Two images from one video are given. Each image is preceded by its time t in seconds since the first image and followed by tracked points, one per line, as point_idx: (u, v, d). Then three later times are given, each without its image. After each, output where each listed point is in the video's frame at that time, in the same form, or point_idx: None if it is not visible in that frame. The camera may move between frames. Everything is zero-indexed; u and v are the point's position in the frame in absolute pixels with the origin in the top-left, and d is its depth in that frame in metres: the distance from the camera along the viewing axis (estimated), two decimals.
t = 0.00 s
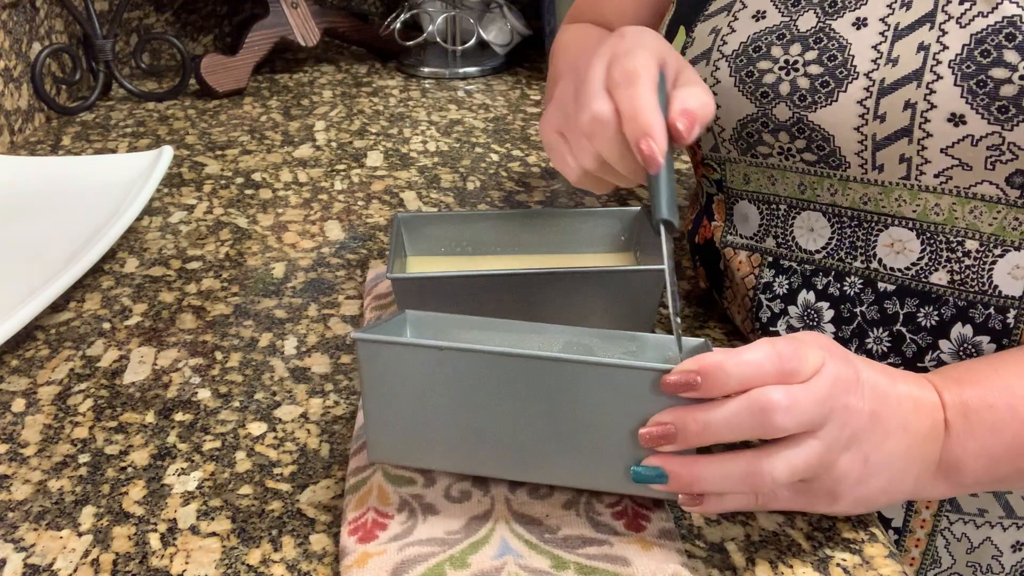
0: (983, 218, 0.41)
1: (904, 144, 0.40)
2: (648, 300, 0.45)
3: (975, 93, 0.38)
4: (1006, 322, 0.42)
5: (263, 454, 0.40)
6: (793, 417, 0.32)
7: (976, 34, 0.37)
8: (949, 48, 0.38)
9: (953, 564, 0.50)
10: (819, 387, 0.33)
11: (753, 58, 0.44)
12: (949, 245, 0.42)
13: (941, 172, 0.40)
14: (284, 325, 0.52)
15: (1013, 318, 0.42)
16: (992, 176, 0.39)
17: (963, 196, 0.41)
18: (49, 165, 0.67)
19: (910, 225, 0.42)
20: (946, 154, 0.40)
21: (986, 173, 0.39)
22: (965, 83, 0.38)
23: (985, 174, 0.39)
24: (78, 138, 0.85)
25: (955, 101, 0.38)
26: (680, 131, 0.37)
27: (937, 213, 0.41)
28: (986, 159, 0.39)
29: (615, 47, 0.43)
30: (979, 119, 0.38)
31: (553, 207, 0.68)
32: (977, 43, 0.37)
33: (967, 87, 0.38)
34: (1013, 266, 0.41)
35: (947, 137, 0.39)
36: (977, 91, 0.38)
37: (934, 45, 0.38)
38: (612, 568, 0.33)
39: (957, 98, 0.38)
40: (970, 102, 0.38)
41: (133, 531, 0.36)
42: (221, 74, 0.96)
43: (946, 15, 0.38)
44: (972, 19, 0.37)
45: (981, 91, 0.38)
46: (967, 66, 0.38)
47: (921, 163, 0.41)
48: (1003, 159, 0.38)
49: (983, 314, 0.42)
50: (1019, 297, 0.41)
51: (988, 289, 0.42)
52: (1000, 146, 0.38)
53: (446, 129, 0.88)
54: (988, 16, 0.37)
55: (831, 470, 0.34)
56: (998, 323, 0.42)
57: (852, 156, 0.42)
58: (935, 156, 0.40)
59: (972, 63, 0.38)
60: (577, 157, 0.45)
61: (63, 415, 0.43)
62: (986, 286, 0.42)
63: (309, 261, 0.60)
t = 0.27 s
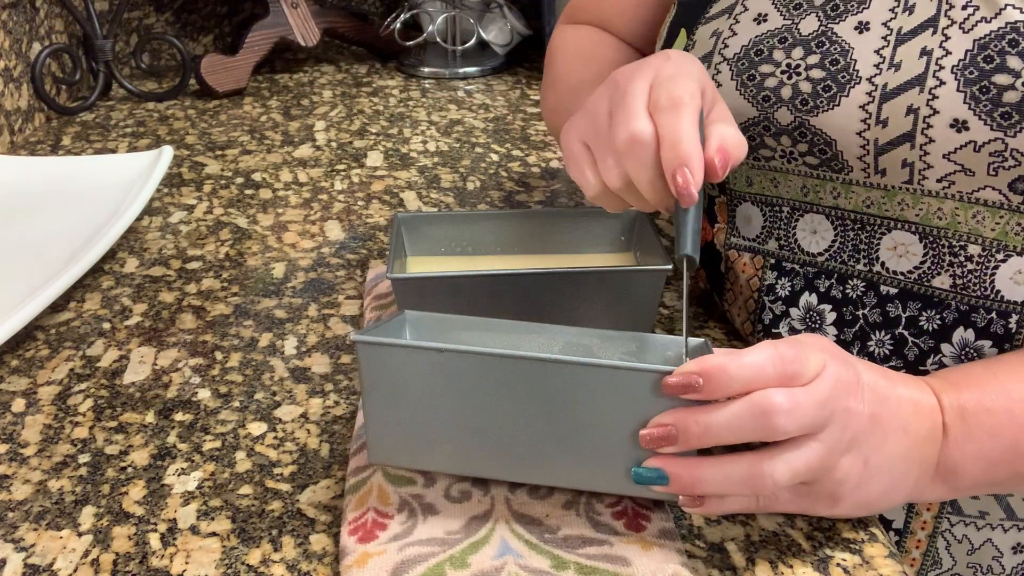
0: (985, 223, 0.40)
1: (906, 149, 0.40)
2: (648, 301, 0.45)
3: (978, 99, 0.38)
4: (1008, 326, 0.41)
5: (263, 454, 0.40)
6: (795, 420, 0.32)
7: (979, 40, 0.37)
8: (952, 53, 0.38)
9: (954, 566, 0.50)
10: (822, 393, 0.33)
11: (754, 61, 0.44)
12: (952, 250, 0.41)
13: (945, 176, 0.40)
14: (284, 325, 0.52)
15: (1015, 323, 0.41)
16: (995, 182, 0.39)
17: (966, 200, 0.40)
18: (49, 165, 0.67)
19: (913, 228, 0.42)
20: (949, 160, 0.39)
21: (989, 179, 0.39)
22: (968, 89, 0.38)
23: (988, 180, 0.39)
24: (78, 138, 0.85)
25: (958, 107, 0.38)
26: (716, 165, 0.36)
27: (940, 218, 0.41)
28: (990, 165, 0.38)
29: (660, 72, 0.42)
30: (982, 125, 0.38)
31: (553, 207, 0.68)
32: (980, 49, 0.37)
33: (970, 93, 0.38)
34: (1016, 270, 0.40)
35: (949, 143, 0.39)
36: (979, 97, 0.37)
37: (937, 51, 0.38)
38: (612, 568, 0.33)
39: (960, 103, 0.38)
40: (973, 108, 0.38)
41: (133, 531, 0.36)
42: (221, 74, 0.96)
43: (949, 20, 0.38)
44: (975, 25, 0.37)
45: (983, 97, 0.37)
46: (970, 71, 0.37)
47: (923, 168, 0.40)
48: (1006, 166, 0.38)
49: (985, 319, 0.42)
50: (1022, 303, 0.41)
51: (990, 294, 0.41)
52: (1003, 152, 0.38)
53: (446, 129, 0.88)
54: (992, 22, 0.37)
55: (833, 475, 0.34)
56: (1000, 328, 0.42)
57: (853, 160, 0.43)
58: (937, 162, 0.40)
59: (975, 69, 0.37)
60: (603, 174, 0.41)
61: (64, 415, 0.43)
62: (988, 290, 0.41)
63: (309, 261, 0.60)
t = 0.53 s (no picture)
0: (986, 227, 0.40)
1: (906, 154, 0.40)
2: (647, 301, 0.45)
3: (979, 104, 0.37)
4: (1008, 330, 0.41)
5: (263, 454, 0.40)
6: (795, 419, 0.32)
7: (980, 45, 0.37)
8: (953, 58, 0.38)
9: (954, 567, 0.50)
10: (823, 392, 0.33)
11: (753, 64, 0.44)
12: (952, 253, 0.41)
13: (946, 181, 0.40)
14: (284, 325, 0.52)
15: (1015, 327, 0.41)
16: (996, 186, 0.39)
17: (967, 204, 0.40)
18: (49, 165, 0.67)
19: (913, 232, 0.42)
20: (950, 164, 0.39)
21: (990, 183, 0.39)
22: (968, 94, 0.37)
23: (989, 184, 0.39)
24: (78, 138, 0.85)
25: (958, 112, 0.38)
26: (728, 181, 0.36)
27: (941, 221, 0.41)
28: (990, 170, 0.39)
29: (668, 85, 0.40)
30: (983, 130, 0.38)
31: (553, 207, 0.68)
32: (981, 53, 0.37)
33: (971, 98, 0.37)
34: (1016, 275, 0.40)
35: (951, 147, 0.39)
36: (981, 102, 0.37)
37: (937, 55, 0.38)
38: (613, 568, 0.33)
39: (960, 109, 0.38)
40: (974, 113, 0.38)
41: (133, 531, 0.36)
42: (221, 75, 0.96)
43: (949, 24, 0.38)
44: (976, 29, 0.37)
45: (984, 102, 0.37)
46: (970, 76, 0.37)
47: (924, 172, 0.40)
48: (1007, 170, 0.38)
49: (985, 322, 0.42)
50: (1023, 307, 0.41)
51: (990, 298, 0.41)
52: (1004, 157, 0.38)
53: (445, 129, 0.88)
54: (993, 26, 0.37)
55: (834, 476, 0.34)
56: (1000, 332, 0.42)
57: (854, 164, 0.43)
58: (938, 166, 0.40)
59: (976, 73, 0.37)
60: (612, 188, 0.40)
61: (64, 415, 0.43)
62: (988, 294, 0.41)
63: (309, 261, 0.60)
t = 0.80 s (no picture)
0: (990, 231, 0.40)
1: (909, 158, 0.40)
2: (647, 301, 0.45)
3: (983, 109, 0.37)
4: (1009, 334, 0.42)
5: (263, 454, 0.40)
6: (796, 415, 0.32)
7: (985, 49, 0.37)
8: (957, 62, 0.37)
9: (953, 569, 0.50)
10: (824, 387, 0.33)
11: (756, 67, 0.44)
12: (955, 257, 0.42)
13: (948, 185, 0.40)
14: (284, 325, 0.52)
15: (1016, 330, 0.42)
16: (1000, 191, 0.39)
17: (971, 208, 0.40)
18: (50, 165, 0.67)
19: (917, 235, 0.42)
20: (954, 168, 0.39)
21: (994, 187, 0.39)
22: (973, 99, 0.37)
23: (993, 189, 0.39)
24: (78, 138, 0.85)
25: (962, 117, 0.38)
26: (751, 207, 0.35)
27: (944, 224, 0.41)
28: (994, 174, 0.38)
29: (691, 104, 0.38)
30: (988, 135, 0.38)
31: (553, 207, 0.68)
32: (986, 58, 0.37)
33: (976, 103, 0.37)
34: (1017, 279, 0.41)
35: (954, 152, 0.39)
36: (985, 107, 0.37)
37: (942, 59, 0.38)
38: (613, 568, 0.33)
39: (965, 113, 0.38)
40: (979, 117, 0.37)
41: (133, 531, 0.36)
42: (221, 74, 0.96)
43: (955, 29, 0.38)
44: (981, 34, 0.37)
45: (989, 107, 0.37)
46: (975, 81, 0.37)
47: (927, 176, 0.40)
48: (1011, 175, 0.38)
49: (987, 326, 0.42)
50: None
51: (992, 302, 0.42)
52: (1008, 162, 0.38)
53: (445, 129, 0.88)
54: (998, 31, 0.37)
55: (834, 472, 0.34)
56: (1001, 335, 0.42)
57: (858, 167, 0.42)
58: (942, 169, 0.40)
59: (981, 78, 0.37)
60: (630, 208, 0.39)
61: (64, 415, 0.43)
62: (990, 298, 0.42)
63: (309, 262, 0.60)
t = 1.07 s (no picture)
0: (990, 230, 0.40)
1: (911, 155, 0.40)
2: (647, 301, 0.45)
3: (985, 106, 0.37)
4: (1010, 332, 0.42)
5: (263, 454, 0.40)
6: (797, 413, 0.32)
7: (988, 46, 0.37)
8: (960, 59, 0.37)
9: (954, 569, 0.50)
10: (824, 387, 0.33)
11: (757, 63, 0.44)
12: (955, 256, 0.42)
13: (949, 183, 0.40)
14: (284, 325, 0.52)
15: (1017, 329, 0.42)
16: (1001, 188, 0.39)
17: (971, 206, 0.40)
18: (50, 165, 0.67)
19: (917, 234, 0.42)
20: (955, 166, 0.39)
21: (995, 185, 0.39)
22: (975, 96, 0.37)
23: (994, 187, 0.39)
24: (78, 138, 0.85)
25: (964, 114, 0.38)
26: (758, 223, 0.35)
27: (944, 224, 0.41)
28: (996, 172, 0.38)
29: (695, 117, 0.38)
30: (990, 133, 0.38)
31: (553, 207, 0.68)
32: (988, 55, 0.37)
33: (977, 100, 0.37)
34: (1018, 278, 0.41)
35: (956, 149, 0.39)
36: (987, 104, 0.37)
37: (943, 56, 0.38)
38: (613, 568, 0.33)
39: (967, 111, 0.38)
40: (980, 115, 0.37)
41: (133, 531, 0.36)
42: (221, 74, 0.96)
43: (957, 26, 0.37)
44: (983, 31, 0.37)
45: (991, 104, 0.37)
46: (977, 78, 0.37)
47: (929, 173, 0.40)
48: (1012, 172, 0.38)
49: (988, 325, 0.42)
50: None
51: (993, 301, 0.42)
52: (1010, 159, 0.38)
53: (446, 129, 0.88)
54: (1001, 28, 0.37)
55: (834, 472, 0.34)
56: (1002, 334, 0.42)
57: (859, 164, 0.42)
58: (944, 167, 0.40)
59: (983, 75, 0.37)
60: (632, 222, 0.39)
61: (63, 415, 0.43)
62: (991, 297, 0.42)
63: (309, 261, 0.60)
